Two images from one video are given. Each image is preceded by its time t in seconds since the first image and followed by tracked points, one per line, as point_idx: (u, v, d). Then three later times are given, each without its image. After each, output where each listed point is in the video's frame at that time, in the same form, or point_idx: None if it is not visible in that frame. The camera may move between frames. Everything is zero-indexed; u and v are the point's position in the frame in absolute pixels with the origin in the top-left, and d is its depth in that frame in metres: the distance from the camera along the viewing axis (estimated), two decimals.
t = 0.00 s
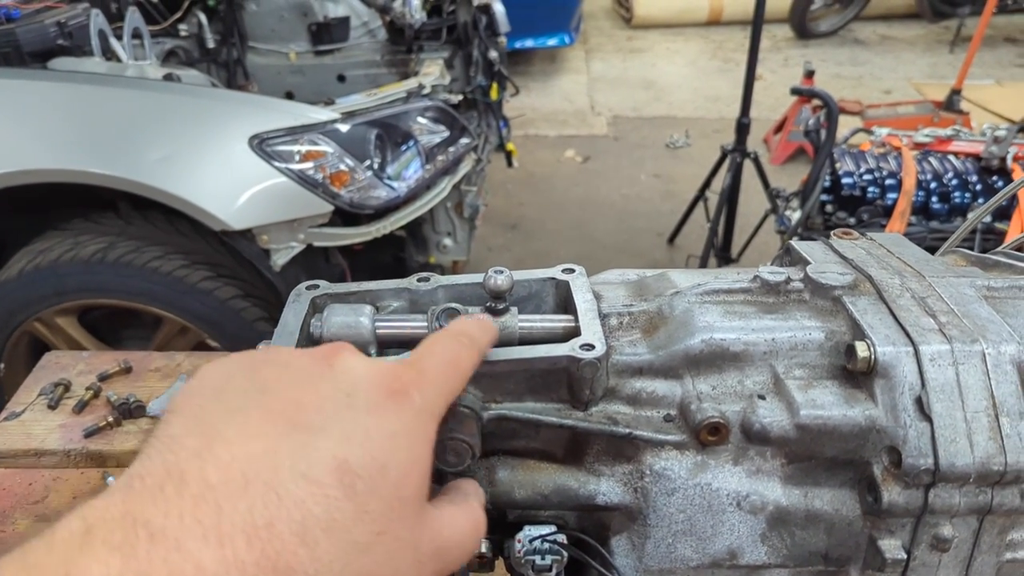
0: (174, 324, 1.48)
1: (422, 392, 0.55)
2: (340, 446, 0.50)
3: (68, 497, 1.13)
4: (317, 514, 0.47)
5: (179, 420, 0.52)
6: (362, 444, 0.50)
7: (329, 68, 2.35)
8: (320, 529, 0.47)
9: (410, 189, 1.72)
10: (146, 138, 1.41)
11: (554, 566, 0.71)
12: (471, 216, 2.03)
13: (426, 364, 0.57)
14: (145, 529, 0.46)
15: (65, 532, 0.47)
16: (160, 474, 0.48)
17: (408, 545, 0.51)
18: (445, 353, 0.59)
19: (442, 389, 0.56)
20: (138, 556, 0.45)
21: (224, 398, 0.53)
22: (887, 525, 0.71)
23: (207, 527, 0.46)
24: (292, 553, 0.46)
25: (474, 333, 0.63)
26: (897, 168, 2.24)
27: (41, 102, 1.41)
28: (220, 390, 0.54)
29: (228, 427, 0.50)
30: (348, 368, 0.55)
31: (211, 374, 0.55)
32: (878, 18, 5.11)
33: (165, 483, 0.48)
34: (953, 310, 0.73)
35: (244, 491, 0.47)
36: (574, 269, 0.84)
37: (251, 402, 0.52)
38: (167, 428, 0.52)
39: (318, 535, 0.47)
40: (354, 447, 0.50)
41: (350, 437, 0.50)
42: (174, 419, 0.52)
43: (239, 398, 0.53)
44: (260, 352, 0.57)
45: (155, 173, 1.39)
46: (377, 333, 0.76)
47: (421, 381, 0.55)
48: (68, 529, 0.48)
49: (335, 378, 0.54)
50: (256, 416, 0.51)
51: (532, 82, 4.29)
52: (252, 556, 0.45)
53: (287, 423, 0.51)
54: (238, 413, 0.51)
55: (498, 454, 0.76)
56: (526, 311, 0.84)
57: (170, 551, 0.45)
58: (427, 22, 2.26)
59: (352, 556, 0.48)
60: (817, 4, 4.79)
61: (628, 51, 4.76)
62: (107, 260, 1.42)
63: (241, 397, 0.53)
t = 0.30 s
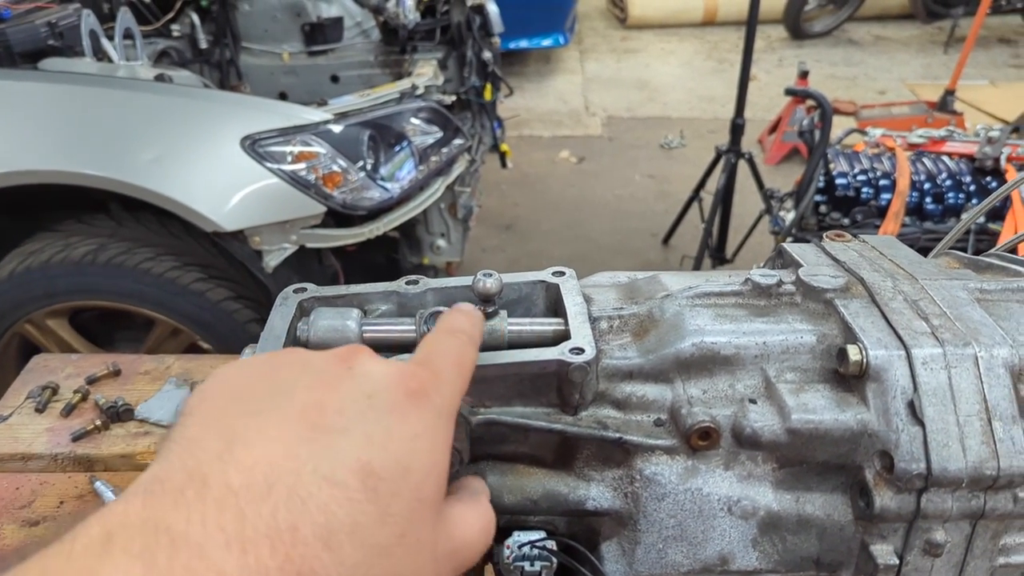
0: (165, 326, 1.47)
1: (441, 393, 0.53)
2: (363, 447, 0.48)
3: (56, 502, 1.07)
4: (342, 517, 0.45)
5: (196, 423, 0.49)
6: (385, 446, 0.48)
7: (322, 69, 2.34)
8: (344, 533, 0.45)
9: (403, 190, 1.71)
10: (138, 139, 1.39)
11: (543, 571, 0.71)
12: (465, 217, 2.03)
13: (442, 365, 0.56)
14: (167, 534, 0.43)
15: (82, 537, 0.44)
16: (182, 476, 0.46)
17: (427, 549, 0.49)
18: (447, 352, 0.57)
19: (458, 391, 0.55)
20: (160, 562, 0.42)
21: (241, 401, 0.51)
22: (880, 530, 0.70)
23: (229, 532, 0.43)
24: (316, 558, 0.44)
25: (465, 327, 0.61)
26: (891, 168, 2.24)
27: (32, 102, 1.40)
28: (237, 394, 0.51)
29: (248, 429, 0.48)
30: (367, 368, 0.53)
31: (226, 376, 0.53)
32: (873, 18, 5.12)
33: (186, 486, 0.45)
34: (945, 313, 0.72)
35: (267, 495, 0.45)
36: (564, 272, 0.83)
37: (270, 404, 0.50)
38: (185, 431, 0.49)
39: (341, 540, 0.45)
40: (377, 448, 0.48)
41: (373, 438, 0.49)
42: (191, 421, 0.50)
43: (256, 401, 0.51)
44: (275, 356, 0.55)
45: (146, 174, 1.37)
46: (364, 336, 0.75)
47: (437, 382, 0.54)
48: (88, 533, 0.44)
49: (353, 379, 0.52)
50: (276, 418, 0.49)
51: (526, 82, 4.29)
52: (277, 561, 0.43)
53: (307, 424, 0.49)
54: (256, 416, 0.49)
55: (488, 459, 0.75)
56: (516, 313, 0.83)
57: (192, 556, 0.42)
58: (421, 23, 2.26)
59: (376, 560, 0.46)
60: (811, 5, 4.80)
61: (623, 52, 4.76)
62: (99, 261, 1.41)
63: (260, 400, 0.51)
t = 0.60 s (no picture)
0: (163, 326, 1.46)
1: (461, 412, 0.54)
2: (385, 464, 0.48)
3: (56, 504, 1.06)
4: (363, 535, 0.45)
5: (221, 434, 0.50)
6: (406, 465, 0.49)
7: (319, 69, 2.34)
8: (365, 550, 0.45)
9: (402, 190, 1.70)
10: (136, 139, 1.39)
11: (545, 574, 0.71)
12: (463, 216, 2.03)
13: (462, 383, 0.56)
14: (192, 545, 0.43)
15: (106, 546, 0.44)
16: (208, 489, 0.46)
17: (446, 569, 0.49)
18: (471, 370, 0.57)
19: (478, 410, 0.55)
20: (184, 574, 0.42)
21: (265, 413, 0.51)
22: (883, 531, 0.70)
23: (254, 546, 0.43)
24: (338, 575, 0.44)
25: (499, 348, 0.61)
26: (888, 168, 2.24)
27: (29, 102, 1.39)
28: (262, 405, 0.52)
29: (272, 443, 0.49)
30: (389, 385, 0.53)
31: (251, 387, 0.53)
32: (870, 18, 5.13)
33: (210, 498, 0.45)
34: (948, 314, 0.72)
35: (290, 510, 0.45)
36: (565, 272, 0.83)
37: (293, 419, 0.50)
38: (209, 442, 0.49)
39: (362, 557, 0.45)
40: (398, 466, 0.48)
41: (395, 456, 0.49)
42: (215, 432, 0.50)
43: (280, 414, 0.51)
44: (299, 368, 0.55)
45: (144, 174, 1.37)
46: (364, 338, 0.74)
47: (457, 401, 0.54)
48: (113, 540, 0.44)
49: (376, 395, 0.52)
50: (299, 433, 0.49)
51: (523, 82, 4.29)
52: None
53: (330, 440, 0.49)
54: (279, 429, 0.50)
55: (490, 460, 0.75)
56: (517, 314, 0.83)
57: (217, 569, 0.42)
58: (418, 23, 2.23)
59: None
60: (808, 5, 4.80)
61: (620, 51, 4.76)
62: (97, 261, 1.40)
63: (284, 413, 0.51)
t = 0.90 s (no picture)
0: (159, 325, 1.45)
1: (456, 386, 0.55)
2: (385, 430, 0.49)
3: (49, 502, 1.07)
4: (366, 495, 0.46)
5: (218, 401, 0.50)
6: (405, 430, 0.50)
7: (316, 66, 2.33)
8: (368, 509, 0.46)
9: (398, 187, 1.70)
10: (131, 138, 1.38)
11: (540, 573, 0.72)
12: (460, 214, 2.02)
13: (454, 361, 0.57)
14: (197, 503, 0.44)
15: (109, 505, 0.45)
16: (209, 449, 0.47)
17: (444, 535, 0.49)
18: (458, 355, 0.58)
19: (469, 388, 0.56)
20: (191, 530, 0.43)
21: (261, 383, 0.52)
22: (880, 531, 0.69)
23: (259, 503, 0.44)
24: (341, 531, 0.45)
25: (473, 335, 0.62)
26: (886, 165, 2.24)
27: (24, 100, 1.38)
28: (258, 376, 0.52)
29: (272, 408, 0.49)
30: (385, 361, 0.54)
31: (245, 361, 0.54)
32: (868, 14, 5.12)
33: (213, 458, 0.46)
34: (946, 313, 0.72)
35: (294, 469, 0.46)
36: (561, 271, 0.82)
37: (291, 387, 0.51)
38: (206, 409, 0.50)
39: (365, 516, 0.46)
40: (398, 432, 0.50)
41: (394, 423, 0.50)
42: (211, 401, 0.51)
43: (277, 383, 0.52)
44: (292, 347, 0.56)
45: (140, 172, 1.36)
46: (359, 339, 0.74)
47: (450, 378, 0.56)
48: (114, 502, 0.45)
49: (372, 368, 0.54)
50: (298, 400, 0.50)
51: (521, 79, 4.27)
52: (305, 532, 0.44)
53: (329, 406, 0.50)
54: (278, 396, 0.50)
55: (485, 461, 0.74)
56: (512, 314, 0.82)
57: (223, 525, 0.43)
58: (414, 19, 2.23)
59: (395, 540, 0.47)
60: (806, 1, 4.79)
61: (618, 48, 4.75)
62: (92, 261, 1.39)
63: (281, 383, 0.52)
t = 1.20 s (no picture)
0: (158, 322, 1.46)
1: (440, 393, 0.54)
2: (366, 446, 0.49)
3: (48, 502, 1.05)
4: (346, 517, 0.46)
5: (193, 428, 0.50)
6: (387, 445, 0.49)
7: (315, 63, 2.32)
8: (349, 531, 0.46)
9: (397, 183, 1.69)
10: (129, 134, 1.38)
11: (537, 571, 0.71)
12: (459, 211, 2.02)
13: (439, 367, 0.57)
14: (166, 541, 0.43)
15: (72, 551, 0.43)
16: (181, 482, 0.46)
17: (434, 548, 0.49)
18: (441, 352, 0.58)
19: (456, 391, 0.56)
20: (158, 569, 0.42)
21: (237, 405, 0.51)
22: (877, 527, 0.69)
23: (231, 535, 0.43)
24: (321, 558, 0.44)
25: (451, 326, 0.62)
26: (885, 160, 2.24)
27: (21, 97, 1.38)
28: (234, 398, 0.52)
29: (247, 433, 0.49)
30: (366, 370, 0.54)
31: (223, 382, 0.53)
32: (867, 9, 5.10)
33: (184, 490, 0.45)
34: (943, 307, 0.72)
35: (269, 496, 0.45)
36: (557, 267, 0.82)
37: (268, 408, 0.51)
38: (180, 437, 0.49)
39: (347, 539, 0.45)
40: (379, 447, 0.49)
41: (376, 438, 0.49)
42: (187, 427, 0.50)
43: (253, 404, 0.51)
44: (272, 362, 0.56)
45: (138, 169, 1.36)
46: (355, 335, 0.74)
47: (435, 384, 0.55)
48: (77, 544, 0.44)
49: (353, 380, 0.53)
50: (275, 421, 0.50)
51: (520, 75, 4.27)
52: (281, 562, 0.43)
53: (308, 426, 0.49)
54: (254, 420, 0.50)
55: (481, 458, 0.74)
56: (509, 310, 0.82)
57: (192, 562, 0.42)
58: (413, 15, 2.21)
59: (381, 560, 0.46)
60: None
61: (617, 44, 4.74)
62: (91, 258, 1.39)
63: (257, 404, 0.51)
